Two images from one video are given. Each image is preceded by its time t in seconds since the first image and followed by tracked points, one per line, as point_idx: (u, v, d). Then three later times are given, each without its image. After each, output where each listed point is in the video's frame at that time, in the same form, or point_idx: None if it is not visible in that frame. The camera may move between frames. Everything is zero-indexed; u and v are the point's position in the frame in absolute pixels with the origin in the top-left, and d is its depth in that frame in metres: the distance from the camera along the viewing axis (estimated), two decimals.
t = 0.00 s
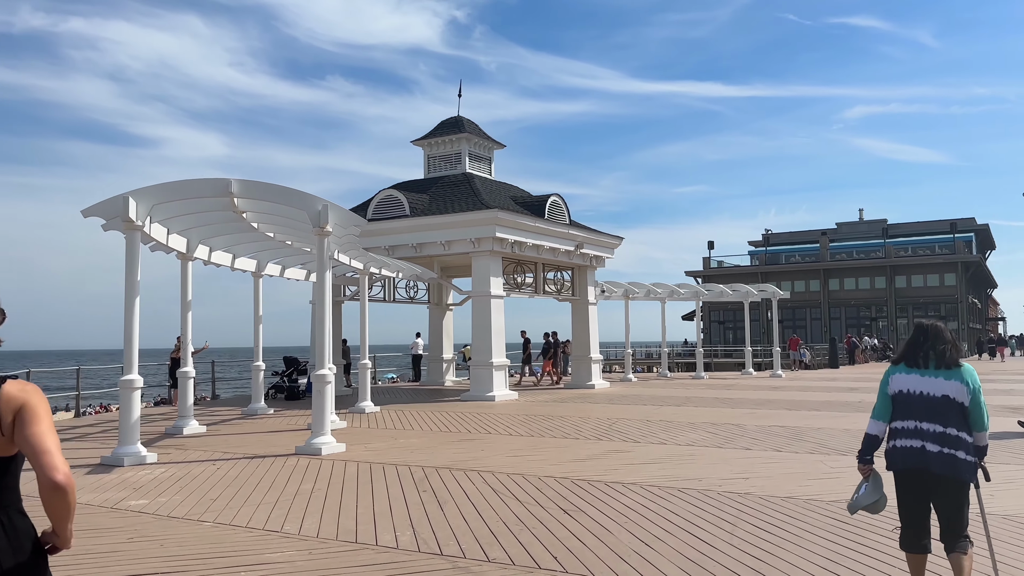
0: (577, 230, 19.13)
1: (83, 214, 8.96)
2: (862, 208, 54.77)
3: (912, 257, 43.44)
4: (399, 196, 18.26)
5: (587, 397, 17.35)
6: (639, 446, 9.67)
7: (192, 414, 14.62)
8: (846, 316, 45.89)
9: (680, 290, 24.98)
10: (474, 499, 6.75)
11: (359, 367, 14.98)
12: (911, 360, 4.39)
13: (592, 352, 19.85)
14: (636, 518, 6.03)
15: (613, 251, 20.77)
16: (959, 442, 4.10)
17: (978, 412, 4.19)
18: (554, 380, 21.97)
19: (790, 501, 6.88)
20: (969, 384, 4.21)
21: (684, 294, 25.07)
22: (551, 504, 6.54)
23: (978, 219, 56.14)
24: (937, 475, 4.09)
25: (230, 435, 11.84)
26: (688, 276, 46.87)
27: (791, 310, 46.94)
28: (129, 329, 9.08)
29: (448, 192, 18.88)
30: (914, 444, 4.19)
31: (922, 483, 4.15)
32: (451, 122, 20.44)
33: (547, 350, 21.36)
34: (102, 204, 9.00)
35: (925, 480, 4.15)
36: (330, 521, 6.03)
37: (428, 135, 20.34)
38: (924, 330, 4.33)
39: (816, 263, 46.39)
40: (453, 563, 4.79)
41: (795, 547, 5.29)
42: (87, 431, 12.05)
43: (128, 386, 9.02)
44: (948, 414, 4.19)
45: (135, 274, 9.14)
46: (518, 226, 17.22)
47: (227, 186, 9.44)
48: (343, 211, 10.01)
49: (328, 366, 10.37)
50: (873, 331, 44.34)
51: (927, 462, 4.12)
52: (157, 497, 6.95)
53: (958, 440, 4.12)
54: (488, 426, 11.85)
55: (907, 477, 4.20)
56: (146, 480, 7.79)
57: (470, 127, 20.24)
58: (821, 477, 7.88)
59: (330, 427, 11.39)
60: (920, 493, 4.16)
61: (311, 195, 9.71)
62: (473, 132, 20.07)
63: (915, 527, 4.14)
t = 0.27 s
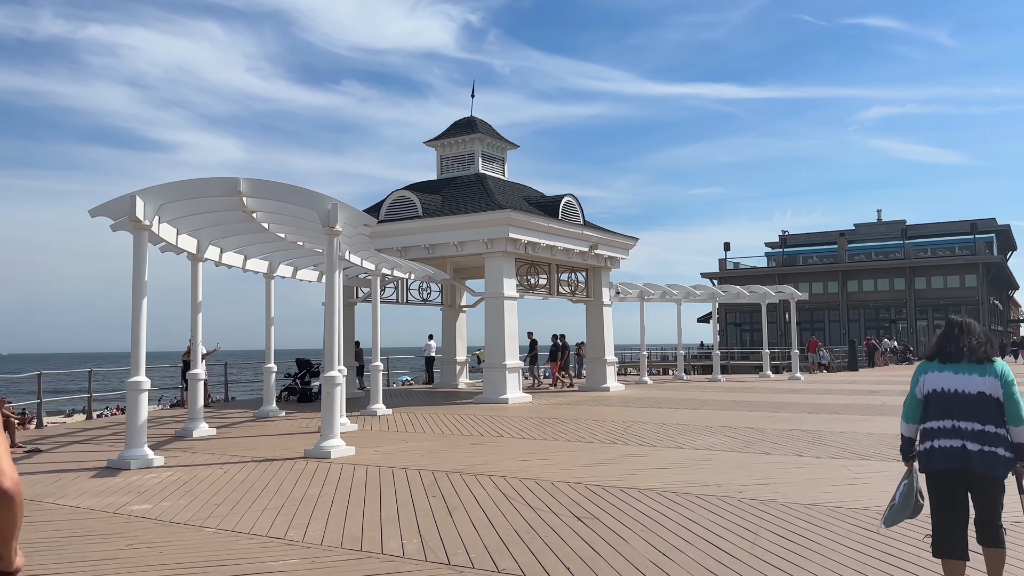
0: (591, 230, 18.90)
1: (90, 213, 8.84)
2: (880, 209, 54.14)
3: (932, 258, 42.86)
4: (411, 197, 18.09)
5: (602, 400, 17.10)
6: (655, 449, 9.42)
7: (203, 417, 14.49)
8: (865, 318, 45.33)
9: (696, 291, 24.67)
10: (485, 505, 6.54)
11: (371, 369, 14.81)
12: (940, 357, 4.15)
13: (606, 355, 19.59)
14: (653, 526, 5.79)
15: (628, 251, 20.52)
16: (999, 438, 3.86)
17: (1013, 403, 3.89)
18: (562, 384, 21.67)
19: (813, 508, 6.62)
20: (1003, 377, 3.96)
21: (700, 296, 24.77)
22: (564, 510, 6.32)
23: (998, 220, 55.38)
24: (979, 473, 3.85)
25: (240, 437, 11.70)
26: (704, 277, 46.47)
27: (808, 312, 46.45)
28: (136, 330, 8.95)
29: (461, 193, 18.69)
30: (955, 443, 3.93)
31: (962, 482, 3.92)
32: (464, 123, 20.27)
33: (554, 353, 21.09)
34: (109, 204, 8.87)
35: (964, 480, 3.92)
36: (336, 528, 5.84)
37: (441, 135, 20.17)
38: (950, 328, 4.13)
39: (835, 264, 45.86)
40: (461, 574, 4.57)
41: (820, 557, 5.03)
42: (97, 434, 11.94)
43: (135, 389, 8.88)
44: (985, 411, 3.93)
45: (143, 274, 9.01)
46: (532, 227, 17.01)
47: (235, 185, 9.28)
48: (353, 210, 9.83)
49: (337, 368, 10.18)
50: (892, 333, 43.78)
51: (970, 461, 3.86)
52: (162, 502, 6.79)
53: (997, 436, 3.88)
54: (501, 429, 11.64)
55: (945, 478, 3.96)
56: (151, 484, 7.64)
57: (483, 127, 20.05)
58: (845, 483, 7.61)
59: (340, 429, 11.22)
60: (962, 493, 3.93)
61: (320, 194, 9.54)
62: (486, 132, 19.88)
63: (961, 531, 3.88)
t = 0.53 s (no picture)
0: (609, 233, 18.63)
1: (101, 217, 8.75)
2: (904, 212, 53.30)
3: (958, 261, 42.12)
4: (427, 200, 17.94)
5: (621, 406, 16.81)
6: (676, 458, 9.16)
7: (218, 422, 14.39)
8: (889, 322, 44.58)
9: (717, 295, 24.32)
10: (499, 516, 6.33)
11: (386, 374, 14.63)
12: (991, 365, 3.88)
13: (625, 359, 19.30)
14: (674, 540, 5.55)
15: (647, 255, 20.24)
16: None
17: None
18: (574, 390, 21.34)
19: (842, 522, 6.33)
20: None
21: (720, 300, 24.39)
22: (581, 522, 6.10)
23: None
24: None
25: (253, 443, 11.55)
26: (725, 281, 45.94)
27: (831, 316, 45.75)
28: (147, 335, 8.84)
29: (478, 196, 18.51)
30: (1009, 456, 3.67)
31: (1016, 498, 3.67)
32: (481, 126, 20.12)
33: (565, 358, 20.77)
34: (120, 207, 8.77)
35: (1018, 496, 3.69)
36: (345, 541, 5.65)
37: (458, 138, 20.01)
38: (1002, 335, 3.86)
39: (858, 267, 45.18)
40: None
41: (852, 575, 4.76)
42: (110, 440, 11.85)
43: (146, 395, 8.76)
44: None
45: (154, 278, 8.90)
46: (549, 230, 16.79)
47: (247, 188, 9.16)
48: (366, 213, 9.68)
49: (350, 374, 9.99)
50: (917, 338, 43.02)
51: None
52: (169, 512, 6.64)
53: None
54: (517, 436, 11.40)
55: (997, 493, 3.71)
56: (160, 492, 7.50)
57: (500, 130, 19.88)
58: (874, 495, 7.30)
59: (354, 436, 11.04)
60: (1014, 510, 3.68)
61: (332, 196, 9.39)
62: (503, 135, 19.70)
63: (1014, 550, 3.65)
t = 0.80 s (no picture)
0: (628, 234, 18.37)
1: (113, 217, 8.63)
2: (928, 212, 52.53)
3: (984, 262, 41.40)
4: (444, 201, 17.78)
5: (640, 409, 16.54)
6: (699, 463, 8.90)
7: (234, 425, 14.27)
8: (913, 324, 43.85)
9: (738, 297, 23.97)
10: (516, 523, 6.11)
11: (402, 376, 14.45)
12: None
13: (645, 362, 19.01)
14: (698, 549, 5.31)
15: (666, 256, 19.96)
16: None
17: None
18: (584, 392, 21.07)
19: (875, 530, 6.05)
20: None
21: (741, 302, 24.05)
22: (601, 529, 5.87)
23: None
24: None
25: (268, 446, 11.41)
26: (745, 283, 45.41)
27: (854, 318, 45.08)
28: (159, 336, 8.71)
29: (495, 196, 18.32)
30: None
31: None
32: (498, 126, 19.93)
33: (576, 360, 20.46)
34: (132, 207, 8.66)
35: None
36: (356, 548, 5.46)
37: (475, 139, 19.84)
38: None
39: (881, 269, 44.52)
40: None
41: None
42: (124, 443, 11.75)
43: (158, 397, 8.63)
44: None
45: (166, 278, 8.78)
46: (568, 231, 16.56)
47: (260, 187, 9.01)
48: (381, 213, 9.50)
49: (364, 376, 9.81)
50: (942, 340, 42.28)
51: None
52: (178, 516, 6.47)
53: None
54: (535, 439, 11.19)
55: None
56: (170, 496, 7.34)
57: (517, 130, 19.69)
58: (907, 502, 7.01)
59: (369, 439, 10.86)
60: None
61: (346, 195, 9.22)
62: (520, 135, 19.50)
63: None
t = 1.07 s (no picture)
0: (649, 235, 18.08)
1: (126, 218, 8.50)
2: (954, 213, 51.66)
3: (1012, 263, 40.59)
4: (462, 202, 17.59)
5: (662, 413, 16.24)
6: (725, 471, 8.63)
7: (251, 428, 14.15)
8: (939, 327, 43.05)
9: (762, 299, 23.59)
10: (535, 534, 5.88)
11: (420, 380, 14.26)
12: None
13: (666, 365, 18.70)
14: (726, 564, 5.06)
15: (688, 258, 19.64)
16: None
17: None
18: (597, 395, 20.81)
19: (914, 544, 5.75)
20: None
21: (765, 304, 23.66)
22: (624, 542, 5.63)
23: None
24: None
25: (284, 451, 11.26)
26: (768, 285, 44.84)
27: (879, 320, 44.36)
28: (172, 340, 8.57)
29: (514, 198, 18.10)
30: None
31: None
32: (517, 127, 19.73)
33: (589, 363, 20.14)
34: (145, 208, 8.53)
35: None
36: (370, 561, 5.25)
37: (494, 140, 19.64)
38: None
39: (906, 270, 43.80)
40: None
41: None
42: (140, 447, 11.65)
43: (171, 402, 8.48)
44: None
45: (180, 281, 8.64)
46: (588, 232, 16.31)
47: (275, 188, 8.86)
48: (397, 214, 9.32)
49: (381, 380, 9.61)
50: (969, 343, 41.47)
51: None
52: (189, 525, 6.30)
53: None
54: (555, 445, 10.95)
55: None
56: (182, 503, 7.18)
57: (536, 130, 19.47)
58: (946, 514, 6.70)
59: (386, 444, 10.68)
60: None
61: (362, 196, 9.04)
62: (539, 136, 19.27)
63: None
